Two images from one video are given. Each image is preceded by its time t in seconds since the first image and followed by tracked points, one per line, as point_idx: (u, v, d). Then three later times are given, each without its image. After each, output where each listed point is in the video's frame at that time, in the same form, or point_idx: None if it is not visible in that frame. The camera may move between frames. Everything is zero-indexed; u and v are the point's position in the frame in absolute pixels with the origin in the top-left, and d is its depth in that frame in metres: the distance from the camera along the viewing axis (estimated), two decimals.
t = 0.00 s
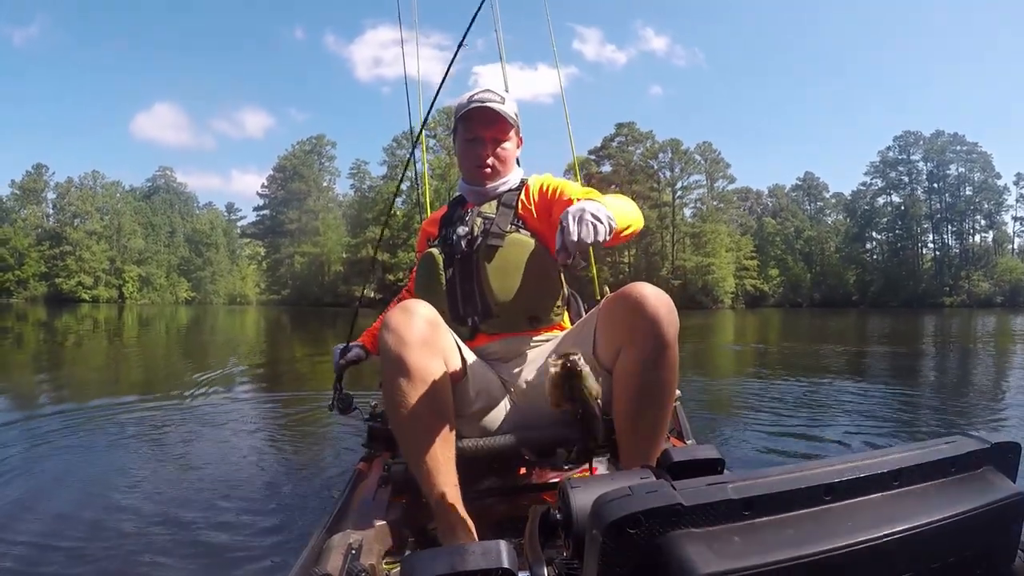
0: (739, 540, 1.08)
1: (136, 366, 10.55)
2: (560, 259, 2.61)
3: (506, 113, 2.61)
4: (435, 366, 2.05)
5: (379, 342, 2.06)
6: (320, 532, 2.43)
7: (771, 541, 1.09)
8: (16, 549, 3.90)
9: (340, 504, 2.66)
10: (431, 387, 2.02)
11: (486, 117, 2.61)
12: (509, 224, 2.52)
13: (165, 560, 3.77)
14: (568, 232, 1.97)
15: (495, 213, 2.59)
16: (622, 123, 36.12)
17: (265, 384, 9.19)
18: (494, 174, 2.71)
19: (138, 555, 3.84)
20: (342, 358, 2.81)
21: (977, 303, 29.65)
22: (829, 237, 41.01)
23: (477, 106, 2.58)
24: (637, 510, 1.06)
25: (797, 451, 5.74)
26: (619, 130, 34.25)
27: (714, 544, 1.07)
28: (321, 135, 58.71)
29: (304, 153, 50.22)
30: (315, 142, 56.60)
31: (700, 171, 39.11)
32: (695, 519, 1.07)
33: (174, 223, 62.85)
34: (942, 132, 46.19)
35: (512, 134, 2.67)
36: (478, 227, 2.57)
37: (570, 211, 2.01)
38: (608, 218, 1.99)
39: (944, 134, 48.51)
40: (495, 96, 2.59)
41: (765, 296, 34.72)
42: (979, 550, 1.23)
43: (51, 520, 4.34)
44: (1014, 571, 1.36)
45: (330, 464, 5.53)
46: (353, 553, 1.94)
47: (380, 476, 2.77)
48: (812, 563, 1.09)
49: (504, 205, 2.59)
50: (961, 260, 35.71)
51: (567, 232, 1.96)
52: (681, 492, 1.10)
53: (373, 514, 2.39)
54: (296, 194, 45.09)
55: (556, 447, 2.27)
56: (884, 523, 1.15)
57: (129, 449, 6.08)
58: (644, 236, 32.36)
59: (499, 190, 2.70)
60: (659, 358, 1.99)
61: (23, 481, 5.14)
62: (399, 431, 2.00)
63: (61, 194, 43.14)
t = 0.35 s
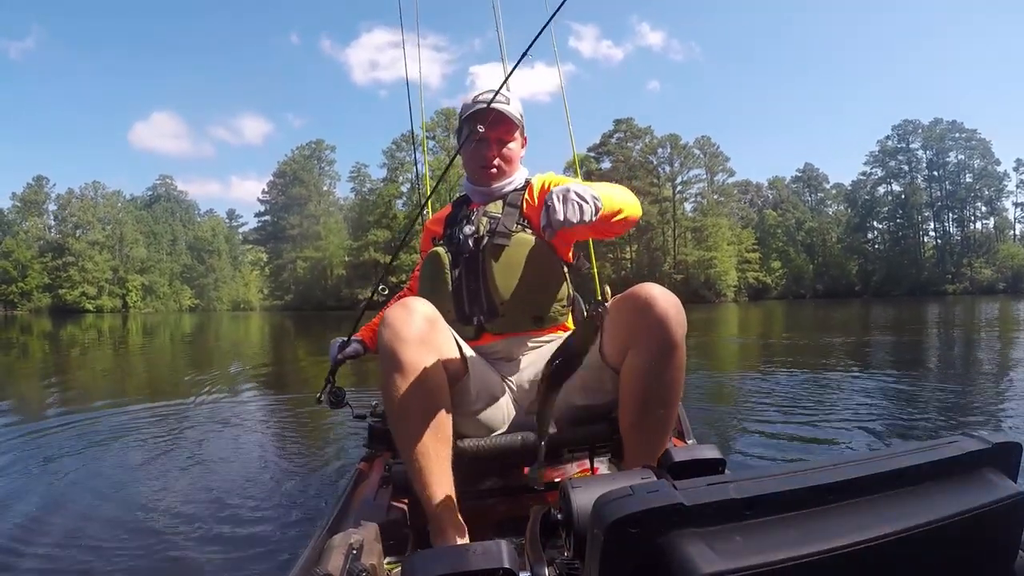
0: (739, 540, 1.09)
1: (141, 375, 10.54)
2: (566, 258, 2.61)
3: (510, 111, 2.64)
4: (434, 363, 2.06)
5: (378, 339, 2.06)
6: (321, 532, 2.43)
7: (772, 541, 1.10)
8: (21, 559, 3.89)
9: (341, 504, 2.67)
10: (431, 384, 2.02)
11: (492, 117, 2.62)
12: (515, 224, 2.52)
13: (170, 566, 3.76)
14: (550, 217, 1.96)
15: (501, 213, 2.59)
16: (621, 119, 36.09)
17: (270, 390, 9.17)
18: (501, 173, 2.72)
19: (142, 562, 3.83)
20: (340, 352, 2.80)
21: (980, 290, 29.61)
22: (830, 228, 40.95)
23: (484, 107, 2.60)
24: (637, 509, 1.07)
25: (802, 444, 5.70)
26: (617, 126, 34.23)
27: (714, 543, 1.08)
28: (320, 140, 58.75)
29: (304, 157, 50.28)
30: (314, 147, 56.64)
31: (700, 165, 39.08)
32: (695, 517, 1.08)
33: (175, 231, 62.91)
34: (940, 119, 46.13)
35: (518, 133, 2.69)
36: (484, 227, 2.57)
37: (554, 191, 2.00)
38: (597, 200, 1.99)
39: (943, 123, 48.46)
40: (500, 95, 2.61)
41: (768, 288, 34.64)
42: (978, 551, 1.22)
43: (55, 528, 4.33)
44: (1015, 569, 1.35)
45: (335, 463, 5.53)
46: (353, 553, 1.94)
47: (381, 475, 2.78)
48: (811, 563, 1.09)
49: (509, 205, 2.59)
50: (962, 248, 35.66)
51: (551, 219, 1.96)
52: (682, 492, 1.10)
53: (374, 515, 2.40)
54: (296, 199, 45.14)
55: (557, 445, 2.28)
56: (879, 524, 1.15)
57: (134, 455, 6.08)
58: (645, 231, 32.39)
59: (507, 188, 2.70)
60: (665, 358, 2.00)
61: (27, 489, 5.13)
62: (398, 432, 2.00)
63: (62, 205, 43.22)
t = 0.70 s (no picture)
0: (740, 538, 1.09)
1: (144, 374, 10.56)
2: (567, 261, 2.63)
3: (510, 117, 2.63)
4: (430, 365, 2.06)
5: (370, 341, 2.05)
6: (322, 531, 2.43)
7: (773, 539, 1.10)
8: (21, 552, 3.89)
9: (342, 503, 2.67)
10: (421, 384, 2.03)
11: (492, 125, 2.62)
12: (516, 226, 2.54)
13: (167, 559, 3.75)
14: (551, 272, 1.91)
15: (502, 214, 2.60)
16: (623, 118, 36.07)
17: (274, 388, 9.18)
18: (503, 178, 2.71)
19: (141, 556, 3.83)
20: (344, 353, 2.82)
21: (982, 288, 29.60)
22: (832, 227, 40.91)
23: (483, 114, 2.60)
24: (637, 510, 1.07)
25: (806, 444, 5.70)
26: (620, 125, 34.24)
27: (713, 544, 1.08)
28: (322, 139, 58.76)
29: (307, 156, 50.35)
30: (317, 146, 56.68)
31: (702, 164, 39.06)
32: (697, 519, 1.08)
33: (178, 230, 62.99)
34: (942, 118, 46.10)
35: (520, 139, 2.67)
36: (485, 228, 2.58)
37: (550, 249, 1.95)
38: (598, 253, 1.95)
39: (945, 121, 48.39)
40: (499, 101, 2.60)
41: (770, 287, 34.64)
42: (981, 549, 1.23)
43: (55, 523, 4.33)
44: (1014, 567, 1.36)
45: (338, 459, 5.53)
46: (350, 555, 1.94)
47: (382, 475, 2.78)
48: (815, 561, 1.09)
49: (511, 208, 2.60)
50: (964, 246, 35.59)
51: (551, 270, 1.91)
52: (684, 493, 1.10)
53: (374, 514, 2.40)
54: (299, 198, 45.19)
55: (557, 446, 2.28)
56: (880, 525, 1.15)
57: (134, 452, 6.07)
58: (647, 230, 32.40)
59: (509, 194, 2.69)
60: (666, 356, 2.00)
61: (28, 484, 5.14)
62: (390, 432, 2.02)
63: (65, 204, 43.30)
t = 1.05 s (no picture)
0: (741, 540, 1.09)
1: (145, 364, 10.56)
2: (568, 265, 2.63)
3: (513, 118, 2.64)
4: (433, 367, 2.05)
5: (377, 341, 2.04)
6: (321, 531, 2.43)
7: (773, 539, 1.10)
8: (15, 538, 3.87)
9: (342, 503, 2.67)
10: (427, 386, 2.02)
11: (496, 127, 2.63)
12: (518, 228, 2.54)
13: (163, 550, 3.75)
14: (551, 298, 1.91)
15: (505, 216, 2.61)
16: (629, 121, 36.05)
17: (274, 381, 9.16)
18: (506, 179, 2.72)
19: (140, 543, 3.83)
20: (345, 343, 2.82)
21: (983, 301, 29.58)
22: (836, 235, 40.90)
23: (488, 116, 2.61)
24: (635, 510, 1.07)
25: (803, 448, 5.71)
26: (626, 128, 34.24)
27: (714, 544, 1.08)
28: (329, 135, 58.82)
29: (313, 152, 50.42)
30: (323, 142, 56.77)
31: (707, 169, 39.07)
32: (696, 519, 1.08)
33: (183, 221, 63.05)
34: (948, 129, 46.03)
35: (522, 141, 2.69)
36: (487, 228, 2.59)
37: (554, 270, 1.96)
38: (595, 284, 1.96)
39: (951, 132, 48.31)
40: (503, 103, 2.62)
41: (772, 294, 34.66)
42: (978, 550, 1.22)
43: (55, 507, 4.35)
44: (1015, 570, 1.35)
45: (336, 456, 5.54)
46: (351, 555, 1.94)
47: (382, 475, 2.78)
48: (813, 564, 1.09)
49: (513, 211, 2.60)
50: (967, 258, 35.53)
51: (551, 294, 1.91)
52: (684, 493, 1.09)
53: (372, 515, 2.39)
54: (304, 193, 45.25)
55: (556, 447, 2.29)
56: (878, 526, 1.15)
57: (131, 438, 6.09)
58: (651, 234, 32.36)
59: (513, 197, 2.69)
60: (658, 357, 2.00)
61: (26, 468, 5.14)
62: (395, 433, 2.01)
63: (70, 192, 43.40)
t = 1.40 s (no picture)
0: (740, 539, 1.09)
1: (145, 362, 10.54)
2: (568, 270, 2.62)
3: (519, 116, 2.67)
4: (433, 367, 2.03)
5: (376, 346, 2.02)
6: (320, 530, 2.44)
7: (774, 539, 1.11)
8: (8, 533, 3.85)
9: (341, 502, 2.68)
10: (430, 388, 2.01)
11: (500, 125, 2.64)
12: (518, 229, 2.54)
13: (158, 548, 3.73)
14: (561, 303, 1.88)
15: (505, 217, 2.60)
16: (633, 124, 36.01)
17: (274, 380, 9.15)
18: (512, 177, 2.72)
19: (143, 539, 3.86)
20: (345, 343, 2.83)
21: (985, 308, 29.54)
22: (838, 241, 40.84)
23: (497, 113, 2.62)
24: (633, 510, 1.08)
25: (799, 451, 5.71)
26: (630, 132, 34.18)
27: (712, 544, 1.08)
28: (332, 134, 58.84)
29: (316, 151, 50.44)
30: (326, 142, 56.81)
31: (709, 173, 39.05)
32: (697, 518, 1.08)
33: (185, 219, 63.05)
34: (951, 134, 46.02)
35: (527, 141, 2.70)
36: (487, 230, 2.58)
37: (558, 280, 1.91)
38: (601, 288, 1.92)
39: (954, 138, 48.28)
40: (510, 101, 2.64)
41: (773, 299, 34.68)
42: (978, 550, 1.22)
43: (58, 502, 4.36)
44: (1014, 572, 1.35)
45: (338, 455, 5.54)
46: (353, 553, 1.95)
47: (381, 475, 2.79)
48: (812, 564, 1.09)
49: (513, 211, 2.60)
50: (969, 265, 35.48)
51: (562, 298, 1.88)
52: (684, 492, 1.10)
53: (370, 513, 2.40)
54: (307, 192, 45.26)
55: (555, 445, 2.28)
56: (877, 525, 1.15)
57: (132, 434, 6.09)
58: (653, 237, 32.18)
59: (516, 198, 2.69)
60: (654, 360, 1.99)
61: (24, 463, 5.13)
62: (399, 438, 2.02)
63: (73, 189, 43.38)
